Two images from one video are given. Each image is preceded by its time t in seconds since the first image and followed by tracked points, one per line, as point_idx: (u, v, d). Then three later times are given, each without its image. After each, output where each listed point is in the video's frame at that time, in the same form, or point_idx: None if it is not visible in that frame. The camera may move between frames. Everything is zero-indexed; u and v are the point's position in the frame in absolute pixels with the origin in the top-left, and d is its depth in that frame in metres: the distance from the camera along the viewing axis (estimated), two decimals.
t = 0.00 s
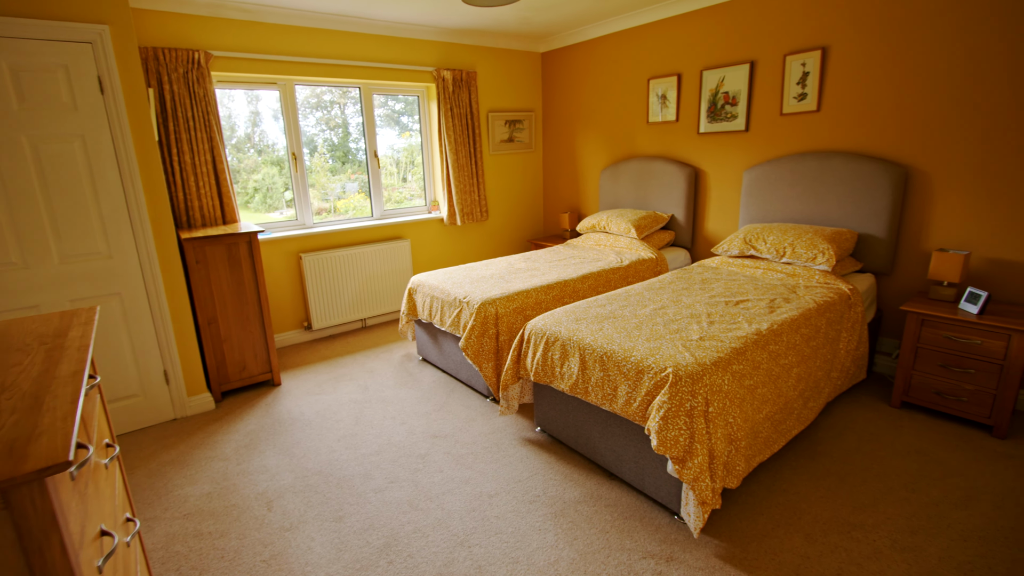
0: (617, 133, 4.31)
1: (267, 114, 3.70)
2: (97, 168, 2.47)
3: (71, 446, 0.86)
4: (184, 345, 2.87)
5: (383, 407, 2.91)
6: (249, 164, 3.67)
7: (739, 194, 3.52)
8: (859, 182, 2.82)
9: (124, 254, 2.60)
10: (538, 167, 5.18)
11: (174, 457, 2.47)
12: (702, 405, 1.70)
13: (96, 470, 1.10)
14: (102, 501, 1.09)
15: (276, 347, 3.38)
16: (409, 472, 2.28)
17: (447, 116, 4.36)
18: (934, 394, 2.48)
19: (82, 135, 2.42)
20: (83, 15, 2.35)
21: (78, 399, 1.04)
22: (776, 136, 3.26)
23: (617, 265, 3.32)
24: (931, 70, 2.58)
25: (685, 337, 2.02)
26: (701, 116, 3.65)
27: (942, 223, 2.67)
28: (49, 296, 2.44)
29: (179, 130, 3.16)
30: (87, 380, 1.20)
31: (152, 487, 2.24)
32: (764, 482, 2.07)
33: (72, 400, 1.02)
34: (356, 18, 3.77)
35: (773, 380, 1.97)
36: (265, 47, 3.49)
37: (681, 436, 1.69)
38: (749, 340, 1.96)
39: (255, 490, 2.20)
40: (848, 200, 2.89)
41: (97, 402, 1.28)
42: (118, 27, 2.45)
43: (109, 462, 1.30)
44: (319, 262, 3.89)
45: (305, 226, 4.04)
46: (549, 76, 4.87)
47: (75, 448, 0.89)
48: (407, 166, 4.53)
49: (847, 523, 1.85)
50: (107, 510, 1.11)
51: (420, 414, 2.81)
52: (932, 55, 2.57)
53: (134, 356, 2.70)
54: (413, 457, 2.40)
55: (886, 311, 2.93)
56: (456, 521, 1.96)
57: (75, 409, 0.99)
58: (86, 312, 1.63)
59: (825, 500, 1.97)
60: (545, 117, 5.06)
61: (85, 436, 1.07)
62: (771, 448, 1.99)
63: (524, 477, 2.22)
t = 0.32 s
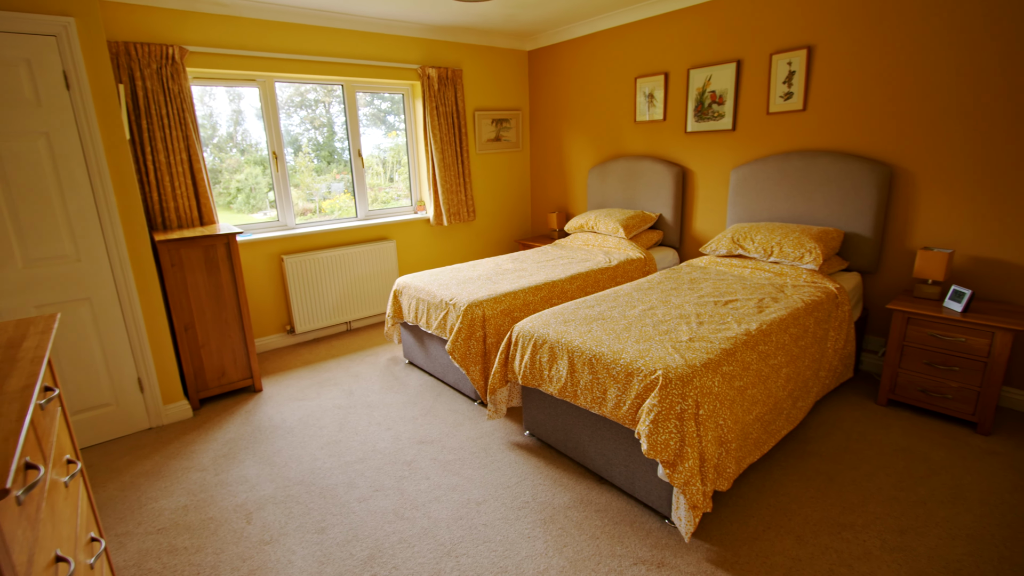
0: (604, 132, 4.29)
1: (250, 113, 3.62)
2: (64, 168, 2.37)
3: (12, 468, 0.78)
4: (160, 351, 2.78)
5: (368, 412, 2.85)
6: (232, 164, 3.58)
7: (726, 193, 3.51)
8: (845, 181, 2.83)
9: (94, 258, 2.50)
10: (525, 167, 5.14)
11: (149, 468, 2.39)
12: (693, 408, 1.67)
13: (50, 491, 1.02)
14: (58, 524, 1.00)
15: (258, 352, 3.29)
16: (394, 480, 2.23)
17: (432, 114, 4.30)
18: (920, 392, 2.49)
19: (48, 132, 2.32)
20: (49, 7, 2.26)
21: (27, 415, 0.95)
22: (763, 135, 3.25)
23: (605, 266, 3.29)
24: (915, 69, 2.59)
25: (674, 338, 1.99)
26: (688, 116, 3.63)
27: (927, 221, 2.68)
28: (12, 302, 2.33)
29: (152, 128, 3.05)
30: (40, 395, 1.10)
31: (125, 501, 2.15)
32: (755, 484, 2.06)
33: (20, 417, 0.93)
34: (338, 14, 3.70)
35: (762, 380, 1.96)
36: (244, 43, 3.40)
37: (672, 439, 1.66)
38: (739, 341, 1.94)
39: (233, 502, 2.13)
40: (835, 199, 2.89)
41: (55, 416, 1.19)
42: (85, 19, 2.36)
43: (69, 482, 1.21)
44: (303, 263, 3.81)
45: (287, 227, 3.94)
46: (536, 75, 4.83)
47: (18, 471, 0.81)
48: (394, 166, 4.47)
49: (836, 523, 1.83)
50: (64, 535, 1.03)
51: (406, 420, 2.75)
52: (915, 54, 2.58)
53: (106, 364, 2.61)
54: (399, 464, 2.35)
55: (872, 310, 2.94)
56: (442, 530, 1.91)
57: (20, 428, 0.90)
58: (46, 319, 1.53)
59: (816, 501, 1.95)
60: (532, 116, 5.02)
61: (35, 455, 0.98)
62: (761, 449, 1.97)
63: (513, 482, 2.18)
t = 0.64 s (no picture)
0: (592, 132, 4.27)
1: (234, 112, 3.55)
2: (31, 168, 2.28)
3: None
4: (136, 357, 2.69)
5: (353, 417, 2.79)
6: (215, 163, 3.50)
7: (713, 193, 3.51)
8: (831, 179, 2.84)
9: (64, 261, 2.41)
10: (512, 167, 5.10)
11: (124, 479, 2.31)
12: (682, 410, 1.65)
13: (5, 511, 0.96)
14: (13, 548, 0.94)
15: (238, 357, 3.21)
16: (380, 487, 2.18)
17: (417, 113, 4.24)
18: (905, 390, 2.50)
19: (12, 130, 2.22)
20: None
21: None
22: (749, 135, 3.25)
23: (593, 266, 3.27)
24: (899, 69, 2.60)
25: (663, 339, 1.97)
26: (675, 115, 3.62)
27: (911, 221, 2.70)
28: None
29: (125, 126, 2.95)
30: None
31: (98, 514, 2.07)
32: (744, 485, 2.05)
33: None
34: (321, 10, 3.63)
35: (751, 381, 1.94)
36: (221, 39, 3.31)
37: (661, 443, 1.64)
38: (728, 341, 1.93)
39: (212, 513, 2.06)
40: (821, 198, 2.90)
41: (12, 431, 1.12)
42: (53, 13, 2.27)
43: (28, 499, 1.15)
44: (286, 265, 3.74)
45: (270, 228, 3.85)
46: (522, 74, 4.80)
47: None
48: (380, 166, 4.41)
49: (826, 524, 1.83)
50: (19, 558, 0.96)
51: (392, 424, 2.70)
52: (899, 54, 2.59)
53: (78, 371, 2.52)
54: (384, 471, 2.30)
55: (857, 308, 2.96)
56: (428, 539, 1.87)
57: None
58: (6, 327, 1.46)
59: (805, 502, 1.95)
60: (518, 116, 4.98)
61: None
62: (750, 451, 1.96)
63: (501, 488, 2.14)
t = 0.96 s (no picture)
0: (578, 131, 4.25)
1: (216, 111, 3.46)
2: None
3: None
4: (110, 363, 2.60)
5: (336, 423, 2.73)
6: (197, 163, 3.42)
7: (699, 192, 3.51)
8: (816, 179, 2.85)
9: (33, 265, 2.31)
10: (499, 166, 5.06)
11: (97, 491, 2.22)
12: (671, 414, 1.62)
13: None
14: None
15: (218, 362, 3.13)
16: (364, 495, 2.13)
17: (402, 112, 4.17)
18: (890, 388, 2.51)
19: None
20: None
21: None
22: (735, 134, 3.25)
23: (581, 266, 3.24)
24: (883, 69, 2.62)
25: (651, 341, 1.95)
26: (661, 114, 3.61)
27: (895, 220, 2.72)
28: None
29: (98, 125, 2.85)
30: None
31: (70, 528, 1.99)
32: (733, 487, 2.04)
33: None
34: (302, 7, 3.55)
35: (740, 382, 1.93)
36: (198, 35, 3.21)
37: (651, 447, 1.61)
38: (716, 342, 1.91)
39: (190, 525, 1.99)
40: (806, 198, 2.91)
41: None
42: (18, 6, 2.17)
43: None
44: (269, 267, 3.66)
45: (251, 229, 3.76)
46: (508, 73, 4.76)
47: None
48: (366, 165, 4.35)
49: (815, 525, 1.82)
50: None
51: (377, 429, 2.64)
52: (882, 54, 2.60)
53: (49, 379, 2.42)
54: (369, 478, 2.24)
55: (842, 307, 2.97)
56: (414, 548, 1.82)
57: None
58: None
59: (794, 503, 1.94)
60: (505, 115, 4.94)
61: None
62: (738, 452, 1.95)
63: (488, 493, 2.10)
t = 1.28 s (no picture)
0: (564, 130, 4.22)
1: (194, 109, 3.37)
2: None
3: None
4: (80, 372, 2.50)
5: (319, 429, 2.67)
6: (175, 162, 3.32)
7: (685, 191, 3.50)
8: (801, 178, 2.85)
9: None
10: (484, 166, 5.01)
11: (67, 506, 2.13)
12: (660, 417, 1.60)
13: None
14: None
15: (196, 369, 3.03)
16: (347, 504, 2.07)
17: (385, 110, 4.10)
18: (874, 386, 2.53)
19: None
20: None
21: None
22: (721, 133, 3.25)
23: (567, 266, 3.22)
24: (866, 68, 2.63)
25: (639, 343, 1.92)
26: (647, 113, 3.60)
27: (878, 218, 2.74)
28: None
29: (63, 122, 2.73)
30: None
31: (35, 547, 1.90)
32: (722, 488, 2.02)
33: None
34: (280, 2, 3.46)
35: (728, 383, 1.92)
36: (171, 30, 3.11)
37: (640, 451, 1.59)
38: (704, 343, 1.89)
39: (165, 541, 1.92)
40: (791, 197, 2.91)
41: None
42: None
43: None
44: (249, 269, 3.56)
45: (230, 231, 3.66)
46: (493, 70, 4.72)
47: None
48: (350, 165, 4.27)
49: (803, 526, 1.81)
50: None
51: (361, 435, 2.59)
52: (865, 53, 2.62)
53: (14, 389, 2.31)
54: (352, 486, 2.19)
55: (827, 305, 2.99)
56: (399, 559, 1.77)
57: None
58: None
59: (782, 504, 1.93)
60: (490, 113, 4.90)
61: None
62: (727, 453, 1.93)
63: (475, 500, 2.06)
